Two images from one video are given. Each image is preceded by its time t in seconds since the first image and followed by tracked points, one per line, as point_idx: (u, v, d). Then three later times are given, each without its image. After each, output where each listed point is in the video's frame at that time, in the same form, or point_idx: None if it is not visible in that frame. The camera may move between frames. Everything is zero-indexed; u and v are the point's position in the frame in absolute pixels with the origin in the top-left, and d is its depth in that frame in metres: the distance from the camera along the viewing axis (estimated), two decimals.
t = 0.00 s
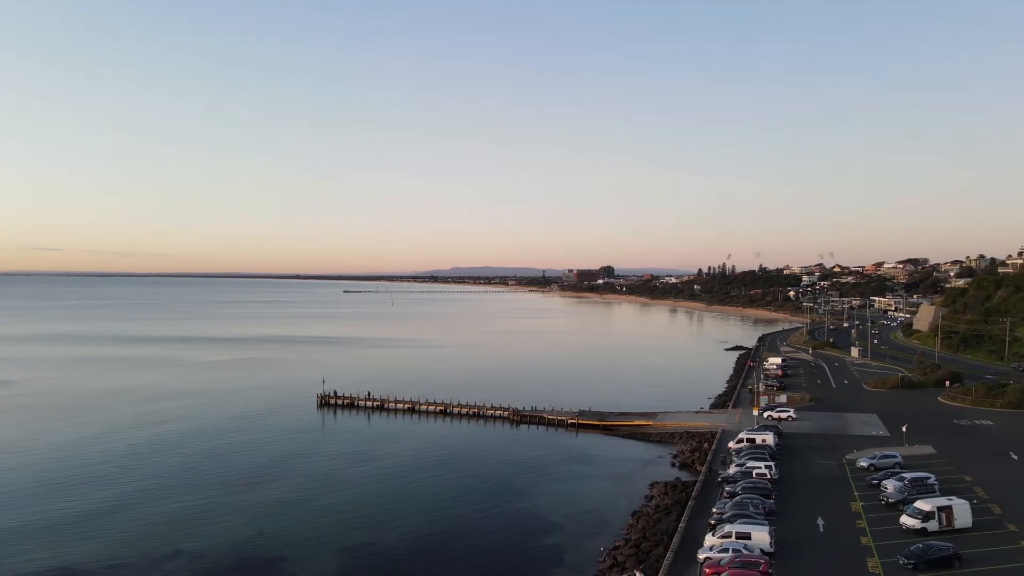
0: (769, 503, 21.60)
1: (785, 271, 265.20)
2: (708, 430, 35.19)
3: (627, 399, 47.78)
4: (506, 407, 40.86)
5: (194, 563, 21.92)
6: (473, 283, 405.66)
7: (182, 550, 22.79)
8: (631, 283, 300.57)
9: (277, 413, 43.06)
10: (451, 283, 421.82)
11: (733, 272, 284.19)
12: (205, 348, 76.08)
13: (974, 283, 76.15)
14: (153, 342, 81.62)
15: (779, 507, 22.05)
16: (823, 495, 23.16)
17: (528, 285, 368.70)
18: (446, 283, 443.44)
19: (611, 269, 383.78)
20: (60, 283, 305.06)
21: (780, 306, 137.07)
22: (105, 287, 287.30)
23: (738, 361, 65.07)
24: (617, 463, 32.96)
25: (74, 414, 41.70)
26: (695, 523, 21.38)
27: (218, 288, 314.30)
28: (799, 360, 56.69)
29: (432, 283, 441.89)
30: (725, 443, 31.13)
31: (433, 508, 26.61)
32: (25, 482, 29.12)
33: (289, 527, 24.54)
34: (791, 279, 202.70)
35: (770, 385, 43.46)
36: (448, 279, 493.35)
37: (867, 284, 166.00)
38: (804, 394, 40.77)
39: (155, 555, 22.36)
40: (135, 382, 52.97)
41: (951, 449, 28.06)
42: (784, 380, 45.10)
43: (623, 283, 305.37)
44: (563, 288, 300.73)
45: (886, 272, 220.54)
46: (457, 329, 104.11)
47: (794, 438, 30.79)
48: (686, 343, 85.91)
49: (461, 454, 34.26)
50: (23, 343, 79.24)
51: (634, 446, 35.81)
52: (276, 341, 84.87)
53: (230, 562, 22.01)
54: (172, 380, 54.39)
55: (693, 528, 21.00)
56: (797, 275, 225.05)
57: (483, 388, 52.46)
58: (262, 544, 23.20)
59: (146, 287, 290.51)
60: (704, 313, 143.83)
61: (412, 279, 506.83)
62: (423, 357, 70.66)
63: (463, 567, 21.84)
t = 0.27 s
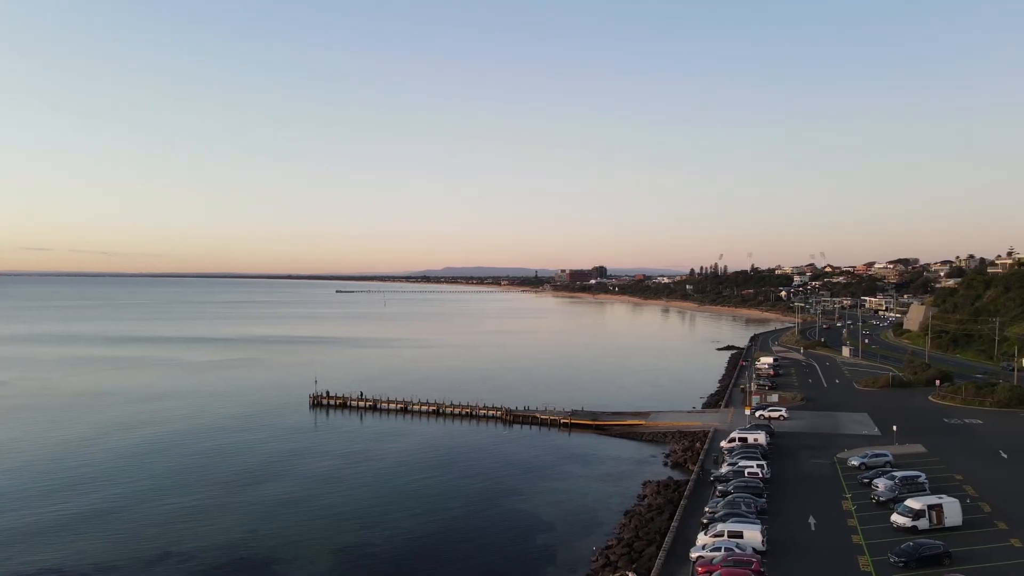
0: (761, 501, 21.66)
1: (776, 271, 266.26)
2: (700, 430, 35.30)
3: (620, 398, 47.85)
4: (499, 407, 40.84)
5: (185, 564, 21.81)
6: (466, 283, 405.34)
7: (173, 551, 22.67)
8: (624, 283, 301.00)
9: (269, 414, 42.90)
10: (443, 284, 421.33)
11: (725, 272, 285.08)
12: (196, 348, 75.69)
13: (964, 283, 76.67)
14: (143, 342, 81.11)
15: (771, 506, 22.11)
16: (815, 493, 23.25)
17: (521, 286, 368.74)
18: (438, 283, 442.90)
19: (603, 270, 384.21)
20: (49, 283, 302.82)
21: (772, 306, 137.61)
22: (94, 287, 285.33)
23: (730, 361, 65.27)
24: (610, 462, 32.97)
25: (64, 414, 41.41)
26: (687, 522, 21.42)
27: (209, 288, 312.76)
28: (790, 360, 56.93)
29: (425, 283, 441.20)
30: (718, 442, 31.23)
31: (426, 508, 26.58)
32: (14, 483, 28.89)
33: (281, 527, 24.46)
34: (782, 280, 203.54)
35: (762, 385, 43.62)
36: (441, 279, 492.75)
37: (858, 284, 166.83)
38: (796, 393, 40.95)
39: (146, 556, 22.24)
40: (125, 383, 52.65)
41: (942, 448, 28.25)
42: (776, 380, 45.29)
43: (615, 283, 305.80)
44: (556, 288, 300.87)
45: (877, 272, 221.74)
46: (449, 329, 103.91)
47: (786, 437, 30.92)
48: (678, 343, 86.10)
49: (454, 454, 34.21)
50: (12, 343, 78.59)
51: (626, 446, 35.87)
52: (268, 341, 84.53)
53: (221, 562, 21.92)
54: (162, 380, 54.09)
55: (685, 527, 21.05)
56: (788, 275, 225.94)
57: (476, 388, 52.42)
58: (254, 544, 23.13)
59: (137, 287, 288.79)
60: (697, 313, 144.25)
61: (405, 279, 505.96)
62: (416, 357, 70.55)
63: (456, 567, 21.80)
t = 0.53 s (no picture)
0: (753, 500, 21.73)
1: (768, 271, 267.18)
2: (692, 429, 35.39)
3: (613, 398, 47.92)
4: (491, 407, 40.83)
5: (176, 565, 21.71)
6: (458, 283, 405.00)
7: (163, 552, 22.56)
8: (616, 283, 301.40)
9: (261, 414, 42.75)
10: (436, 283, 420.78)
11: (717, 272, 285.92)
12: (187, 349, 75.32)
13: (954, 283, 77.20)
14: (133, 342, 80.65)
15: (763, 505, 22.19)
16: (806, 492, 23.37)
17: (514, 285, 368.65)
18: (431, 282, 442.26)
19: (596, 270, 384.59)
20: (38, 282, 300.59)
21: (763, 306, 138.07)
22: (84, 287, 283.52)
23: (722, 360, 65.45)
24: (602, 462, 33.01)
25: (54, 415, 41.12)
26: (680, 521, 21.47)
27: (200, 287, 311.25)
28: (782, 359, 57.15)
29: (417, 283, 440.50)
30: (710, 441, 31.33)
31: (418, 508, 26.53)
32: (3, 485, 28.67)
33: (273, 527, 24.38)
34: (774, 279, 204.37)
35: (754, 384, 43.77)
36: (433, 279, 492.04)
37: (849, 284, 167.60)
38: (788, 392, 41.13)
39: (137, 557, 22.13)
40: (115, 383, 52.34)
41: (932, 446, 28.42)
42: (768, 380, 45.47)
43: (608, 283, 306.18)
44: (548, 288, 300.92)
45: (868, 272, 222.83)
46: (442, 329, 103.77)
47: (777, 436, 31.05)
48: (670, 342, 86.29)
49: (446, 454, 34.14)
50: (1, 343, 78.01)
51: (619, 445, 35.92)
52: (260, 341, 84.22)
53: (213, 563, 21.83)
54: (153, 381, 53.78)
55: (677, 526, 21.10)
56: (779, 275, 226.76)
57: (469, 388, 52.36)
58: (245, 544, 23.05)
59: (127, 287, 287.20)
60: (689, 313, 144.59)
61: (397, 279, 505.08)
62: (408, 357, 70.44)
63: (448, 567, 21.77)
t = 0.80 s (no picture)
0: (745, 499, 21.79)
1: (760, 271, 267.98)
2: (686, 429, 35.48)
3: (606, 398, 47.96)
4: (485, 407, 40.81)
5: (168, 566, 21.59)
6: (452, 283, 404.57)
7: (156, 553, 22.45)
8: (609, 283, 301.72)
9: (253, 414, 42.58)
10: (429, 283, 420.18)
11: (710, 272, 286.64)
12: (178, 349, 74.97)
13: (944, 283, 77.64)
14: (124, 342, 80.18)
15: (756, 504, 22.26)
16: (799, 491, 23.46)
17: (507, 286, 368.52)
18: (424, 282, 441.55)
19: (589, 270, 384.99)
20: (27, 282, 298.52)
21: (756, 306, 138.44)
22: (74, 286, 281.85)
23: (715, 360, 65.58)
24: (596, 462, 33.03)
25: (44, 416, 40.85)
26: (673, 520, 21.51)
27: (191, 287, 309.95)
28: (774, 359, 57.32)
29: (410, 283, 439.79)
30: (703, 441, 31.41)
31: (412, 508, 26.48)
32: None
33: (265, 528, 24.30)
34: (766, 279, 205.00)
35: (746, 383, 43.91)
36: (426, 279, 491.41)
37: (840, 284, 168.25)
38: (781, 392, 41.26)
39: (129, 558, 22.02)
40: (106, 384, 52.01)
41: (923, 446, 28.58)
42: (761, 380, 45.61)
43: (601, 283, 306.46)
44: (541, 288, 300.99)
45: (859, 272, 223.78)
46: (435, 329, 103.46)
47: (770, 435, 31.15)
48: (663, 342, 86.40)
49: (440, 454, 34.10)
50: None
51: (612, 445, 35.96)
52: (252, 342, 83.91)
53: (205, 564, 21.73)
54: (144, 381, 53.47)
55: (671, 525, 21.14)
56: (771, 275, 227.44)
57: (462, 388, 52.28)
58: (238, 545, 22.97)
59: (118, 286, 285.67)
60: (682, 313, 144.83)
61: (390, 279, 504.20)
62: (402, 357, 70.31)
63: (442, 567, 21.74)
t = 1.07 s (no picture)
0: (737, 498, 21.84)
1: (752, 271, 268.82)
2: (678, 428, 35.57)
3: (599, 397, 48.00)
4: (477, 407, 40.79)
5: (160, 566, 21.48)
6: (444, 283, 404.00)
7: (147, 553, 22.34)
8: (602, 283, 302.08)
9: (245, 415, 42.41)
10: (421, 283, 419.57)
11: (702, 272, 287.42)
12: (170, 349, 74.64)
13: (934, 283, 78.07)
14: (115, 343, 79.73)
15: (748, 502, 22.33)
16: (790, 489, 23.55)
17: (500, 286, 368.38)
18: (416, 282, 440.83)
19: (581, 270, 385.26)
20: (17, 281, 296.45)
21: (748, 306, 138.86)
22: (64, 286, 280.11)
23: (707, 360, 65.72)
24: (589, 461, 33.05)
25: (35, 416, 40.58)
26: (665, 519, 21.55)
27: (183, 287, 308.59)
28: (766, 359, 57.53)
29: (403, 283, 439.03)
30: (695, 440, 31.51)
31: (405, 508, 26.42)
32: None
33: (257, 528, 24.21)
34: (758, 279, 205.66)
35: (739, 383, 44.05)
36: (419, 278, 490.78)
37: (832, 284, 168.96)
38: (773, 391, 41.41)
39: (119, 558, 21.88)
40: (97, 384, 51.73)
41: (914, 444, 28.74)
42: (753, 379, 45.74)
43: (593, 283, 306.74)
44: (534, 288, 301.02)
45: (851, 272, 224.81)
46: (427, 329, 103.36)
47: (762, 434, 31.26)
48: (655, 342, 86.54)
49: (432, 454, 34.04)
50: None
51: (605, 444, 36.01)
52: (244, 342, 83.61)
53: (196, 564, 21.64)
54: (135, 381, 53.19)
55: (663, 524, 21.19)
56: (763, 275, 228.17)
57: (455, 388, 52.22)
58: (230, 545, 22.88)
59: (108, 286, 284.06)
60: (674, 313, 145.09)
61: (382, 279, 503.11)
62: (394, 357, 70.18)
63: (434, 567, 21.70)
